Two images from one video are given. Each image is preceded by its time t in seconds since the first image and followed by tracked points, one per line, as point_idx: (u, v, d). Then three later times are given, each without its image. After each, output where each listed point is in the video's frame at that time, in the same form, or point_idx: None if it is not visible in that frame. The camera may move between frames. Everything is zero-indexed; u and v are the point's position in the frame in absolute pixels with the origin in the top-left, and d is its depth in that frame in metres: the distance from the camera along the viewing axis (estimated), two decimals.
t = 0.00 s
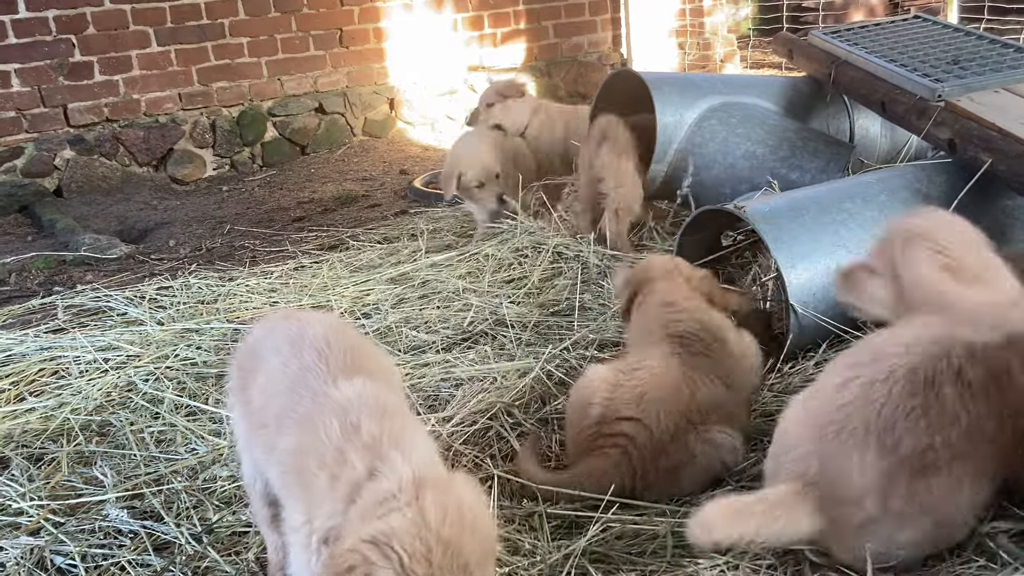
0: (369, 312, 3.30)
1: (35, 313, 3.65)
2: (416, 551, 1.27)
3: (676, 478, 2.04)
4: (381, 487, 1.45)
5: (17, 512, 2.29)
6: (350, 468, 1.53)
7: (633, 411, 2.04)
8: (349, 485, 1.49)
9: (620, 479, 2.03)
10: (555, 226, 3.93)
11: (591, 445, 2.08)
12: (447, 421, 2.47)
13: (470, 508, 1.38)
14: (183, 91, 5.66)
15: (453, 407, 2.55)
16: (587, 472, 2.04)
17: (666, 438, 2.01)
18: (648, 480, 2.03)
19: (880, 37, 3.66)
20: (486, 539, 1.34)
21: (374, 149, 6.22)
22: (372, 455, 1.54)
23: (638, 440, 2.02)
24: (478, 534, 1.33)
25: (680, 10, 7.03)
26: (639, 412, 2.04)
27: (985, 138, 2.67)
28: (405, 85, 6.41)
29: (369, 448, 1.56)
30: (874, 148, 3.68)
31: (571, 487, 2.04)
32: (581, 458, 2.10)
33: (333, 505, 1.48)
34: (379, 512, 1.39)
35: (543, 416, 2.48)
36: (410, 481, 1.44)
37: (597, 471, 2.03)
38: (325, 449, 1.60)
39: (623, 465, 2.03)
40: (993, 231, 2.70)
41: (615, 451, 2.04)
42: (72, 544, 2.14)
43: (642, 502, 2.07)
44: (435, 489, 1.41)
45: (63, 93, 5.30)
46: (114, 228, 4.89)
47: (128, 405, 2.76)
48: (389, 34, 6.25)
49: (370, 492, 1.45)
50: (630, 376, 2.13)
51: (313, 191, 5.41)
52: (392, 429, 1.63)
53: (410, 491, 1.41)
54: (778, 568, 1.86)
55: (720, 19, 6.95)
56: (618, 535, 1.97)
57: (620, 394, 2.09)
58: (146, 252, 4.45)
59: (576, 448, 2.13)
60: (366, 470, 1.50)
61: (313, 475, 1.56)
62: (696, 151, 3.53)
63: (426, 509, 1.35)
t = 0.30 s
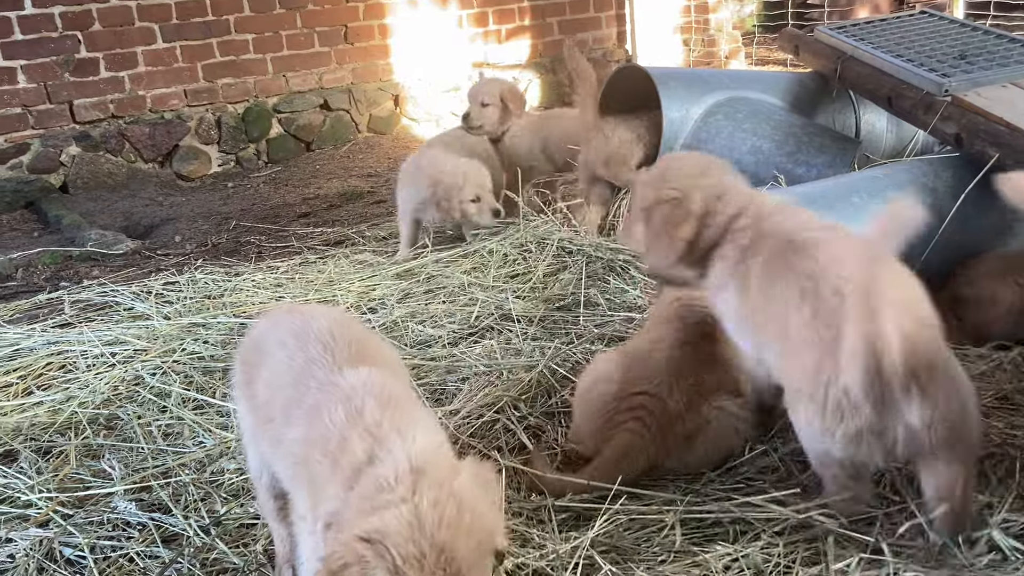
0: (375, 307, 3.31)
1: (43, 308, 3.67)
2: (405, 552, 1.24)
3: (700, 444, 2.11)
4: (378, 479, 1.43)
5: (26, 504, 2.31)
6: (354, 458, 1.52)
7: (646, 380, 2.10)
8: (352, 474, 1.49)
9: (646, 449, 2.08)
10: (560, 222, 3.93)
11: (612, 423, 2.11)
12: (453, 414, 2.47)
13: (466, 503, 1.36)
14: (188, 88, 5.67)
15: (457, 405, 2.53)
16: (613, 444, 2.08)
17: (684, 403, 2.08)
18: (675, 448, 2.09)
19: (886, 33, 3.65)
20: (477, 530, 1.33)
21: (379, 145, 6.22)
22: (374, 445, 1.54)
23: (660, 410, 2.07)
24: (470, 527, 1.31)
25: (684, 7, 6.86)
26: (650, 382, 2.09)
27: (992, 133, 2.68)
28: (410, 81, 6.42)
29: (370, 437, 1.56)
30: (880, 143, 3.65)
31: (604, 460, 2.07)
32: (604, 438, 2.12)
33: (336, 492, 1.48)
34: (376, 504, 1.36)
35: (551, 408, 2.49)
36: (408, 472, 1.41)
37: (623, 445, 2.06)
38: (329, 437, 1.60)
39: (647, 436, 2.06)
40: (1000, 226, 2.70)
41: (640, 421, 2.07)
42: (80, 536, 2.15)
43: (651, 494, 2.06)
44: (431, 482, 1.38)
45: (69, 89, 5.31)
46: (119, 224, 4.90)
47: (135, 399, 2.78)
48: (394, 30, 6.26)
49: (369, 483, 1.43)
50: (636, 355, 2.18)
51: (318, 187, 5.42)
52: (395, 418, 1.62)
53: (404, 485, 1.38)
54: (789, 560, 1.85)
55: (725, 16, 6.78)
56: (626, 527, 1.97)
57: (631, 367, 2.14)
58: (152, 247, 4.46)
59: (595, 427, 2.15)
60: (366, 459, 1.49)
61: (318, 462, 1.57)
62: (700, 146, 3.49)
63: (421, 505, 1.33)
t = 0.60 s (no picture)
0: (378, 304, 3.31)
1: (46, 304, 3.68)
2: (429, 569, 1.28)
3: (688, 432, 2.09)
4: (384, 491, 1.44)
5: (30, 501, 2.31)
6: (356, 462, 1.53)
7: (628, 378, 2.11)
8: (356, 482, 1.49)
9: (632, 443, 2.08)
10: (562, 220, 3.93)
11: (599, 424, 2.12)
12: (456, 411, 2.48)
13: (474, 512, 1.40)
14: (192, 85, 5.67)
15: (459, 403, 2.53)
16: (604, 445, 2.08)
17: (668, 397, 2.06)
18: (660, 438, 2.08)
19: (890, 30, 3.64)
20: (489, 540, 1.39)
21: (382, 142, 6.20)
22: (377, 450, 1.55)
23: (643, 402, 2.08)
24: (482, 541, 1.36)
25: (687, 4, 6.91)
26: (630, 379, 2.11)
27: (996, 131, 2.67)
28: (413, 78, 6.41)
29: (371, 440, 1.57)
30: (883, 141, 3.66)
31: (597, 460, 2.08)
32: (594, 439, 2.13)
33: (338, 499, 1.48)
34: (384, 523, 1.37)
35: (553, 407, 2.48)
36: (415, 484, 1.43)
37: (611, 441, 2.07)
38: (328, 438, 1.60)
39: (637, 427, 2.07)
40: (1004, 223, 2.69)
41: (625, 416, 2.08)
42: (84, 532, 2.16)
43: (654, 491, 2.06)
44: (440, 493, 1.41)
45: (72, 87, 5.32)
46: (123, 221, 4.90)
47: (138, 395, 2.78)
48: (397, 28, 6.25)
49: (374, 495, 1.44)
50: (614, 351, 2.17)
51: (321, 184, 5.42)
52: (395, 423, 1.63)
53: (413, 499, 1.40)
54: (791, 549, 1.84)
55: (729, 13, 6.89)
56: (628, 525, 1.97)
57: (614, 367, 2.13)
58: (156, 244, 4.47)
59: (584, 428, 2.17)
60: (369, 465, 1.51)
61: (317, 461, 1.57)
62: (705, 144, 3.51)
63: (434, 523, 1.35)
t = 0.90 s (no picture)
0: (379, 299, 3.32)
1: (49, 299, 3.69)
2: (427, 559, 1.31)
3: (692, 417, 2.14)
4: (377, 492, 1.45)
5: (33, 493, 2.33)
6: (350, 457, 1.55)
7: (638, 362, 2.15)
8: (349, 479, 1.51)
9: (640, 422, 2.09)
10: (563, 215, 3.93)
11: (600, 399, 2.12)
12: (458, 402, 2.51)
13: (467, 502, 1.43)
14: (194, 81, 5.69)
15: (459, 396, 2.54)
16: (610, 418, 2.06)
17: (678, 378, 2.13)
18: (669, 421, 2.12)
19: (891, 26, 3.64)
20: (484, 530, 1.42)
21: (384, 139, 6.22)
22: (373, 446, 1.56)
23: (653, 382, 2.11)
24: (475, 530, 1.39)
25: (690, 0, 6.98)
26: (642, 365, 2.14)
27: (996, 125, 2.67)
28: (416, 75, 6.39)
29: (369, 434, 1.59)
30: (884, 137, 3.67)
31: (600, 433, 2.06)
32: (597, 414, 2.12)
33: (332, 494, 1.50)
34: (385, 519, 1.39)
35: (555, 404, 2.49)
36: (409, 477, 1.46)
37: (619, 415, 2.06)
38: (322, 429, 1.62)
39: (638, 399, 2.09)
40: (1004, 218, 2.70)
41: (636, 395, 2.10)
42: (86, 524, 2.17)
43: (654, 483, 2.07)
44: (433, 482, 1.45)
45: (75, 83, 5.33)
46: (125, 217, 4.91)
47: (141, 389, 2.79)
48: (400, 24, 6.26)
49: (369, 494, 1.46)
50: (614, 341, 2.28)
51: (323, 180, 5.43)
52: (391, 419, 1.65)
53: (409, 490, 1.43)
54: (788, 541, 1.84)
55: (732, 9, 6.76)
56: (626, 516, 1.97)
57: (615, 351, 2.21)
58: (158, 240, 4.48)
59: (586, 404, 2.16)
60: (365, 461, 1.53)
61: (311, 452, 1.58)
62: (705, 139, 3.52)
63: (427, 504, 1.40)
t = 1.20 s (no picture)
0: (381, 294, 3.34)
1: (52, 295, 3.71)
2: (433, 556, 1.33)
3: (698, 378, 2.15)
4: (383, 490, 1.47)
5: (37, 486, 2.34)
6: (354, 452, 1.56)
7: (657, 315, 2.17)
8: (354, 475, 1.53)
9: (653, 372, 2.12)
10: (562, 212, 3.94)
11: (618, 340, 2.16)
12: (461, 394, 2.53)
13: (470, 502, 1.46)
14: (197, 79, 5.70)
15: (461, 391, 2.55)
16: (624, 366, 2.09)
17: (691, 338, 2.15)
18: (683, 382, 2.14)
19: (892, 23, 3.64)
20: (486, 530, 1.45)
21: (386, 136, 6.24)
22: (377, 443, 1.58)
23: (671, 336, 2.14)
24: (478, 531, 1.42)
25: None
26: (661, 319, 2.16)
27: (996, 121, 2.68)
28: (417, 72, 6.45)
29: (372, 431, 1.61)
30: (885, 133, 3.68)
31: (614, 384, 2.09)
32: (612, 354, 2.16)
33: (337, 487, 1.52)
34: (391, 519, 1.41)
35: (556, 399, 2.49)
36: (416, 478, 1.48)
37: (635, 363, 2.08)
38: (324, 421, 1.63)
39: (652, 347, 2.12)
40: (1003, 214, 2.71)
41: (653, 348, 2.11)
42: (90, 517, 2.19)
43: (655, 476, 2.08)
44: (438, 483, 1.47)
45: (78, 80, 5.34)
46: (129, 214, 4.93)
47: (144, 383, 2.81)
48: (401, 21, 6.27)
49: (375, 493, 1.48)
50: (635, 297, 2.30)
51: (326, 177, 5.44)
52: (392, 414, 1.66)
53: (415, 490, 1.45)
54: (788, 534, 1.85)
55: (734, 7, 6.77)
56: (627, 509, 1.99)
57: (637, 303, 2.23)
58: (161, 236, 4.50)
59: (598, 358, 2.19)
60: (370, 458, 1.55)
61: (313, 443, 1.60)
62: (706, 135, 3.53)
63: (434, 504, 1.42)
